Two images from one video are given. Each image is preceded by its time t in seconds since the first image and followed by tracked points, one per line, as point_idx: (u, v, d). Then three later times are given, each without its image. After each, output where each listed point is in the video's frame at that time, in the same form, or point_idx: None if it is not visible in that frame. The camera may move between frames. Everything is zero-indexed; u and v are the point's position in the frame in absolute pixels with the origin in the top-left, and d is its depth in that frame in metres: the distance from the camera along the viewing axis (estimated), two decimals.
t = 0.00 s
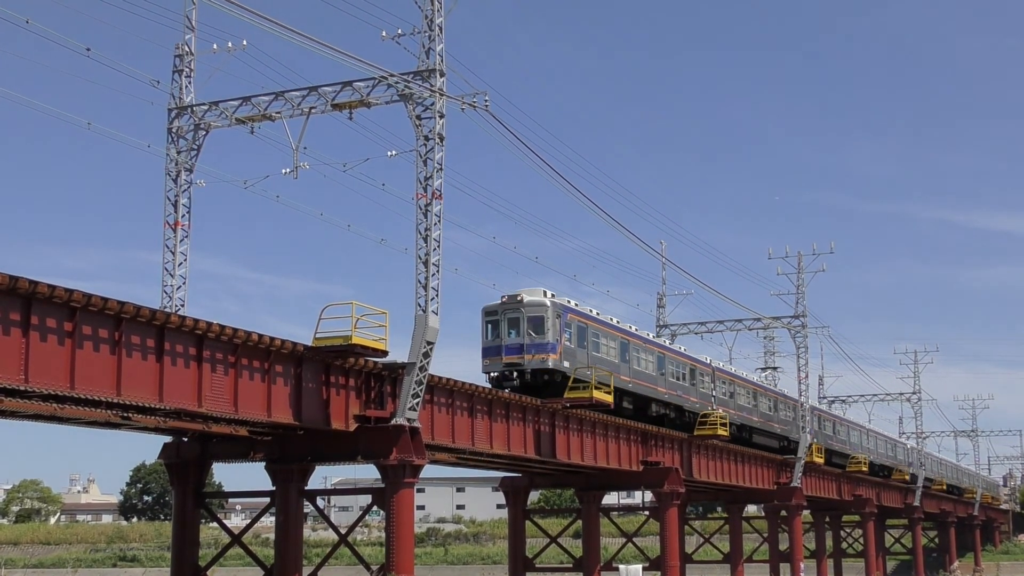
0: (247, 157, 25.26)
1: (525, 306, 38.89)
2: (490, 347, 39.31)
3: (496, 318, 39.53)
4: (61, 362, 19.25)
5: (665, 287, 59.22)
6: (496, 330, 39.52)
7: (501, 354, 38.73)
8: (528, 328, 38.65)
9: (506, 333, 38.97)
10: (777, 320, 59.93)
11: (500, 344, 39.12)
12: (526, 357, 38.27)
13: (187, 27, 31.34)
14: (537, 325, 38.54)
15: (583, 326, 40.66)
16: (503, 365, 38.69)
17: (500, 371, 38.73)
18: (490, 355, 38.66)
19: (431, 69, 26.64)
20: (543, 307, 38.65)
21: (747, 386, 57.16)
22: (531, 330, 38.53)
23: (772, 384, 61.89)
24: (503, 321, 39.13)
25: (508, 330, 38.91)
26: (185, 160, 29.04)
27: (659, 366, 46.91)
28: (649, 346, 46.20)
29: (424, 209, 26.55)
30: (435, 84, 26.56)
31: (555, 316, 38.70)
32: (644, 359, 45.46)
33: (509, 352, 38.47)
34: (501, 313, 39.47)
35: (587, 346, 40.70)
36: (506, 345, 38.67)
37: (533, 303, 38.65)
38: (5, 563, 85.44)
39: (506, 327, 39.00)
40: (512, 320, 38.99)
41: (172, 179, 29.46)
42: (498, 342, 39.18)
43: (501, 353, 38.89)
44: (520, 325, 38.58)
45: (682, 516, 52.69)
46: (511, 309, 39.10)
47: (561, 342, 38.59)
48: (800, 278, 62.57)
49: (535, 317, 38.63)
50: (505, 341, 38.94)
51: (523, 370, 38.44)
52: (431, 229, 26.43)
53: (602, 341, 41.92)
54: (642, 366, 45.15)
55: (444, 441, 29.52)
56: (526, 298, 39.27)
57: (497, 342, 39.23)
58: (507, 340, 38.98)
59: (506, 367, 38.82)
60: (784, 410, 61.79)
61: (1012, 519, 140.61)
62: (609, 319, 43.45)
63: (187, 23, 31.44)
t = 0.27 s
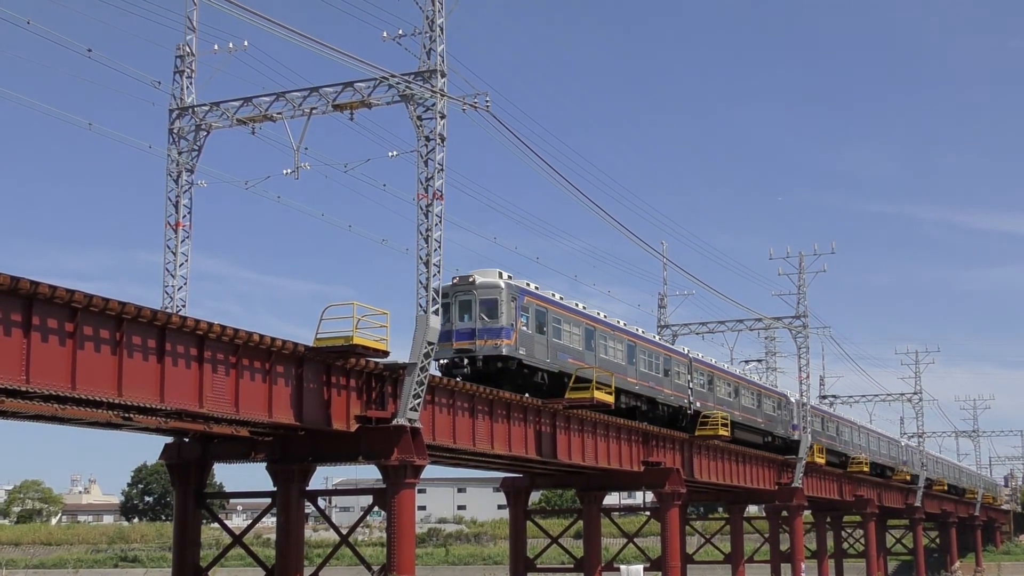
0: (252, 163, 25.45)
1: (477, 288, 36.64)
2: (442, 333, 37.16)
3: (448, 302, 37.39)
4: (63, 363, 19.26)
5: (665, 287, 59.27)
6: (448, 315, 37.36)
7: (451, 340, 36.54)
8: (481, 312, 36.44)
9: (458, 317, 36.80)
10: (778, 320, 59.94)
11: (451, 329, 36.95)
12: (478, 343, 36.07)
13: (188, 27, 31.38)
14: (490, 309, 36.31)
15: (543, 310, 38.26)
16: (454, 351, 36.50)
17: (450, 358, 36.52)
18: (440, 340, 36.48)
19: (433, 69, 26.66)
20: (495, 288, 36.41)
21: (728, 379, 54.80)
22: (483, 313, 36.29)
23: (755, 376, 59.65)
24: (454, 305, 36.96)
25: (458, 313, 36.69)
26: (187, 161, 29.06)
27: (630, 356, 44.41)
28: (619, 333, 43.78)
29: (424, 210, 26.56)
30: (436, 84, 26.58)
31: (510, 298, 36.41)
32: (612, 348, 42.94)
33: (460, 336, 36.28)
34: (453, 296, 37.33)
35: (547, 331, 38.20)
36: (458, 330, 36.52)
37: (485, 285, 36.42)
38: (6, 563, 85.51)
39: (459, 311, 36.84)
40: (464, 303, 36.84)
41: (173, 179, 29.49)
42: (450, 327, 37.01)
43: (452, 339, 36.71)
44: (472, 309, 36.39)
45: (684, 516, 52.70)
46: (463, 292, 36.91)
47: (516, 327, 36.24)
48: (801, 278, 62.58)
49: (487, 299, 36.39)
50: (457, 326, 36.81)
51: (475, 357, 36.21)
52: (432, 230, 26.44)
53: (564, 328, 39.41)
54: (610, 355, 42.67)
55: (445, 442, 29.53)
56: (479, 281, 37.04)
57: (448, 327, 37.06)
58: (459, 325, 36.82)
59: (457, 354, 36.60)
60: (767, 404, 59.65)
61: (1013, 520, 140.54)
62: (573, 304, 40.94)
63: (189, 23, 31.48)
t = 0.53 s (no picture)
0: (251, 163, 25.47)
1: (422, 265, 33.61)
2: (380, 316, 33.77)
3: (389, 282, 34.13)
4: (64, 363, 19.27)
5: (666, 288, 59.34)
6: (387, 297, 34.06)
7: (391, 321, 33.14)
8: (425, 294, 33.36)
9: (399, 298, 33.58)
10: (778, 321, 59.95)
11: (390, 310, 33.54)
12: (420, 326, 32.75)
13: (189, 28, 31.39)
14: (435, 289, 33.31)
15: (494, 292, 35.33)
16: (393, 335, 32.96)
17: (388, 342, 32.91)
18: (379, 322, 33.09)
19: (434, 70, 26.66)
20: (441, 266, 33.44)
21: (705, 370, 52.03)
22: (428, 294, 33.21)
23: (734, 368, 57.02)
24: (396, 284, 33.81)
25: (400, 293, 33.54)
26: (188, 161, 29.07)
27: (594, 344, 41.50)
28: (583, 320, 40.96)
29: (425, 210, 26.55)
30: (437, 85, 26.58)
31: (457, 278, 33.37)
32: (575, 336, 40.03)
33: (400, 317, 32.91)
34: (395, 276, 34.13)
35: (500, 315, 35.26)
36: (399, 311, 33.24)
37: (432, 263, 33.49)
38: (7, 563, 85.55)
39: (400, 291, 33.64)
40: (407, 283, 33.73)
41: (174, 180, 29.49)
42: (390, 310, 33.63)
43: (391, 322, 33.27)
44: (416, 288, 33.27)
45: (684, 517, 52.70)
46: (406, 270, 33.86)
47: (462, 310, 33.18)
48: (801, 279, 62.59)
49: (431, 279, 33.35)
50: (397, 308, 33.49)
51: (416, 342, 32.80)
52: (433, 231, 26.43)
53: (518, 313, 36.45)
54: (574, 343, 39.79)
55: (445, 442, 29.54)
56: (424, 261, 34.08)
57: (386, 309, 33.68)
58: (400, 307, 33.51)
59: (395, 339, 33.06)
60: (749, 398, 57.10)
61: (1013, 521, 140.52)
62: (531, 288, 38.12)
63: (190, 23, 31.49)
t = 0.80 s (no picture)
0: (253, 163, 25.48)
1: (353, 239, 29.94)
2: (307, 297, 30.05)
3: (318, 257, 30.37)
4: (64, 363, 19.26)
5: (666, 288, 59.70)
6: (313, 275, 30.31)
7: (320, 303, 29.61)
8: (356, 270, 29.64)
9: (328, 275, 29.91)
10: (779, 321, 59.94)
11: (320, 290, 29.92)
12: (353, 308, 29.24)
13: (189, 28, 31.38)
14: (368, 267, 29.63)
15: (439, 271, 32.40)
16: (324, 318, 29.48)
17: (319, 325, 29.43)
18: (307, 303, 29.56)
19: (434, 70, 26.65)
20: (375, 242, 29.78)
21: (677, 360, 49.38)
22: (358, 271, 29.55)
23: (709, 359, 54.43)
24: (324, 261, 30.07)
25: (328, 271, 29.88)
26: (188, 162, 29.06)
27: (552, 331, 38.72)
28: (540, 303, 38.26)
29: (425, 211, 26.53)
30: (437, 85, 26.57)
31: (392, 255, 29.92)
32: (531, 320, 37.30)
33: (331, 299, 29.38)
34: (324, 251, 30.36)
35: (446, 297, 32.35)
36: (328, 292, 29.58)
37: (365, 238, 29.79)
38: (7, 563, 85.52)
39: (328, 268, 29.96)
40: (336, 258, 29.98)
41: (174, 180, 29.48)
42: (320, 289, 29.94)
43: (322, 303, 29.69)
44: (346, 267, 29.63)
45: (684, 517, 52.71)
46: (335, 245, 30.11)
47: (399, 288, 29.82)
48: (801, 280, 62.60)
49: (364, 255, 29.73)
50: (328, 287, 29.81)
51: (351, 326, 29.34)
52: (433, 231, 26.40)
53: (465, 294, 33.70)
54: (529, 328, 37.06)
55: (445, 443, 29.53)
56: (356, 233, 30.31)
57: (315, 288, 30.02)
58: (330, 286, 29.85)
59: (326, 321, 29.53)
60: (726, 391, 54.56)
61: (1014, 522, 140.42)
62: (481, 268, 35.36)
63: (190, 23, 31.48)
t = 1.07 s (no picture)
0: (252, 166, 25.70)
1: (270, 208, 27.86)
2: (223, 271, 28.07)
3: (237, 228, 28.35)
4: (64, 364, 19.27)
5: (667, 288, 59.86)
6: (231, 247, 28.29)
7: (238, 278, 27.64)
8: (274, 242, 27.51)
9: (245, 248, 27.86)
10: (779, 322, 59.94)
11: (237, 264, 27.88)
12: (270, 282, 27.15)
13: (190, 29, 31.41)
14: (285, 237, 27.46)
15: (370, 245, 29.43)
16: (240, 293, 27.50)
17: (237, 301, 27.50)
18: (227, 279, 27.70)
19: (435, 72, 26.65)
20: (295, 210, 27.59)
21: (651, 350, 46.92)
22: (277, 243, 27.44)
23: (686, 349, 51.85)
24: (242, 232, 28.06)
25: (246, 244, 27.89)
26: (189, 162, 29.07)
27: (506, 314, 36.40)
28: (489, 285, 35.72)
29: (426, 212, 26.54)
30: (438, 86, 26.58)
31: (314, 226, 27.59)
32: (479, 303, 35.00)
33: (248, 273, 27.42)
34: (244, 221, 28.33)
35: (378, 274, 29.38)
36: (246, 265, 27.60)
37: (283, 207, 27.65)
38: (8, 563, 85.56)
39: (245, 241, 27.93)
40: (255, 228, 27.94)
41: (175, 181, 29.49)
42: (236, 263, 27.91)
43: (239, 277, 27.69)
44: (265, 238, 27.56)
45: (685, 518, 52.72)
46: (254, 216, 28.08)
47: (323, 262, 27.44)
48: (802, 281, 62.62)
49: (283, 225, 27.61)
50: (245, 261, 27.76)
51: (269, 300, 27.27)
52: (434, 232, 26.42)
53: (403, 271, 30.61)
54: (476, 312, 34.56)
55: (446, 443, 29.54)
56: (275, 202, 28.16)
57: (232, 262, 28.01)
58: (248, 259, 27.81)
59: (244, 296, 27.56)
60: (704, 382, 52.05)
61: (1014, 524, 140.26)
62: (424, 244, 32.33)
63: (191, 24, 31.51)
